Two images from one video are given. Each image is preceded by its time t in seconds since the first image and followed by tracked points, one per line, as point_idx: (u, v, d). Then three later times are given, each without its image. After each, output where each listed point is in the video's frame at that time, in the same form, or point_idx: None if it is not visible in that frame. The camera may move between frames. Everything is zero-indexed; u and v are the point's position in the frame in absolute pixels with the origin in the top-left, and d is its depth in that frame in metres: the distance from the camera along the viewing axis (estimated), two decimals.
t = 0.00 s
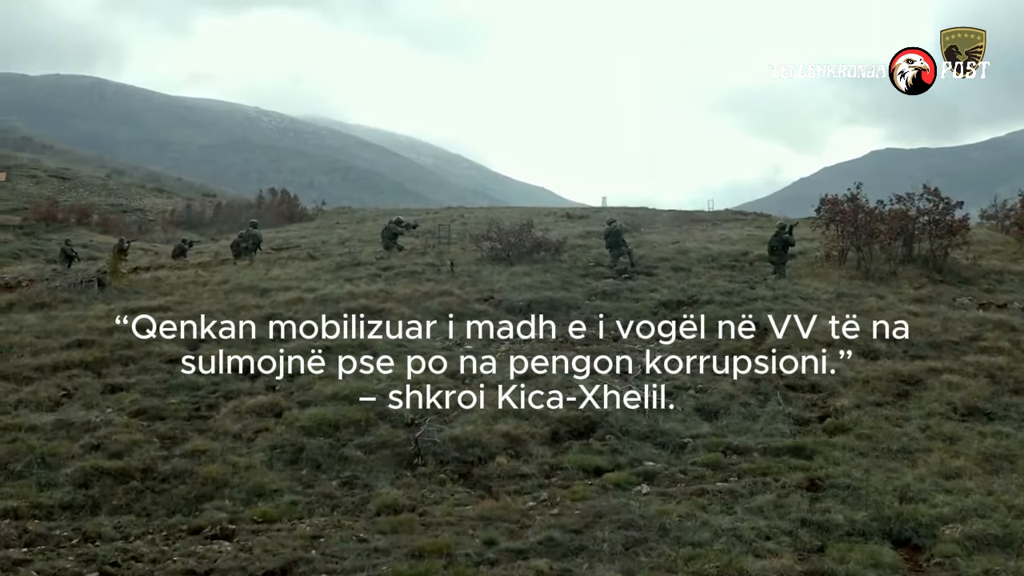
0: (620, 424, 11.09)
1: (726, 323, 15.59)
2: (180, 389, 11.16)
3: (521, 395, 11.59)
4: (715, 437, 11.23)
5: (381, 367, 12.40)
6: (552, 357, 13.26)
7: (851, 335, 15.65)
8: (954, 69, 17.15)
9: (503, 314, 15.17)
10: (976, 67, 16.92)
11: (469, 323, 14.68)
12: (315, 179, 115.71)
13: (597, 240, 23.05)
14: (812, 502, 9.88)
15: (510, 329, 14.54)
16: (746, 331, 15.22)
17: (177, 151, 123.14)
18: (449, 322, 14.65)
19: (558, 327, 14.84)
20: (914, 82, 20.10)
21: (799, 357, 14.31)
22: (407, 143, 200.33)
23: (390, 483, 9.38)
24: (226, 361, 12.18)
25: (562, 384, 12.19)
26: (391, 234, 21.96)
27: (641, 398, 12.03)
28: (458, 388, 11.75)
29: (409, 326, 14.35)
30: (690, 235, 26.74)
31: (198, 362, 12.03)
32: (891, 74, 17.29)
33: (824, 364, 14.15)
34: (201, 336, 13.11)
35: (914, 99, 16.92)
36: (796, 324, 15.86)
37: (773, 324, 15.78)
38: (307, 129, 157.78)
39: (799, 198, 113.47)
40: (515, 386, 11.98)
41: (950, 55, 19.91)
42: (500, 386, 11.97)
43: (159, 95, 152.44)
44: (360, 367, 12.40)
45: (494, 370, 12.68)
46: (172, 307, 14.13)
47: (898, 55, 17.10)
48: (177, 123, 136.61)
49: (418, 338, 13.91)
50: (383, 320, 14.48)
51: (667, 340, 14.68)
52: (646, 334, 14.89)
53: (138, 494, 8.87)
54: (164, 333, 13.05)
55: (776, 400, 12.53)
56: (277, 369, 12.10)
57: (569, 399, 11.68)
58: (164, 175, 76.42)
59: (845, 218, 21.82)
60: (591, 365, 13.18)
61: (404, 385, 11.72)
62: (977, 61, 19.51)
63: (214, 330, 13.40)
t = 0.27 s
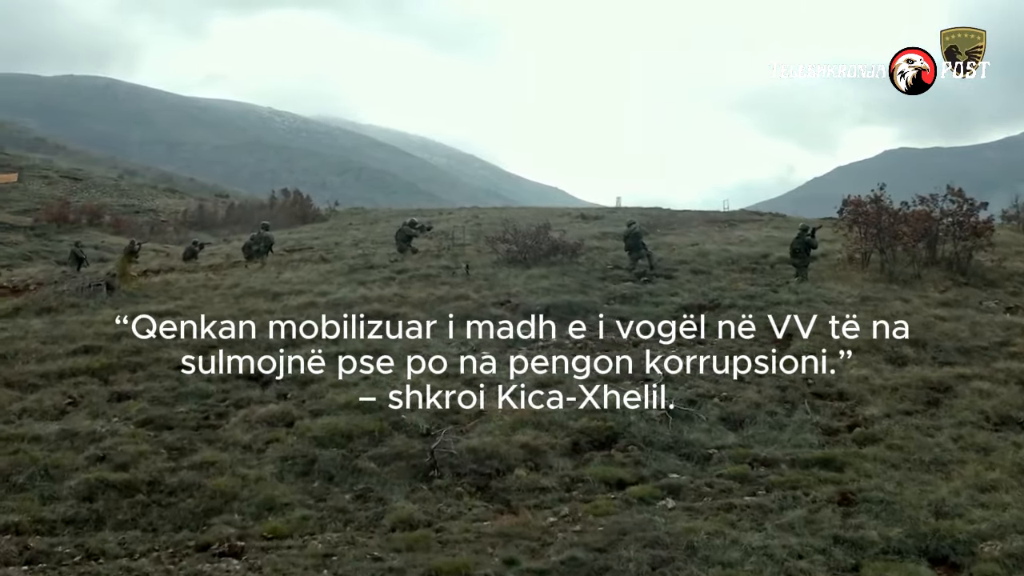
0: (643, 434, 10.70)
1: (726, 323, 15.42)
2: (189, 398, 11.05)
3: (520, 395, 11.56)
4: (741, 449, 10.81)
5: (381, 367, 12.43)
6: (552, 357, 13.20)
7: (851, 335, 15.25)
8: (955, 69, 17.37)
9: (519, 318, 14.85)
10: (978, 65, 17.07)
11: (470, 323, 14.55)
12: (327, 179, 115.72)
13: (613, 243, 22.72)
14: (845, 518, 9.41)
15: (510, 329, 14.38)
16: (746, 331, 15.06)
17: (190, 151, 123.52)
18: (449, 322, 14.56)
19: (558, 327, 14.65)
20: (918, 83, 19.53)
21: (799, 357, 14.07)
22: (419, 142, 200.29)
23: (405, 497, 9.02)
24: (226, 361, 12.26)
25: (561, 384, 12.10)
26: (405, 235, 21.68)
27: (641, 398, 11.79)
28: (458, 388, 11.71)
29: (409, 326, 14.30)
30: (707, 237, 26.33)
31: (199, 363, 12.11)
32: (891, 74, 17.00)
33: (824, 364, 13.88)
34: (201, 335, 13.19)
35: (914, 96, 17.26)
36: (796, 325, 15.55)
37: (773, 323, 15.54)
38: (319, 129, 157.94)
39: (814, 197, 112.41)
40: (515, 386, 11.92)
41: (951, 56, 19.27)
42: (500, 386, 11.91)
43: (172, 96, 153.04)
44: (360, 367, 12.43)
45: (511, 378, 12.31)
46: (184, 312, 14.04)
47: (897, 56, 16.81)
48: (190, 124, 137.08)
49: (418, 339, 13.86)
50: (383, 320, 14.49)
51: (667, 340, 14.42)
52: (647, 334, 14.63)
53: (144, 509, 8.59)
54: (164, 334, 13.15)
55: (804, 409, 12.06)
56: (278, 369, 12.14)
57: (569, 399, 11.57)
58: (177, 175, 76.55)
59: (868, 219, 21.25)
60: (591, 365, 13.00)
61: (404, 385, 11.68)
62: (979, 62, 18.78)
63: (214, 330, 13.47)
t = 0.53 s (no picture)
0: (662, 443, 10.35)
1: (726, 323, 15.24)
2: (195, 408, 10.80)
3: (520, 395, 11.43)
4: (763, 458, 10.44)
5: (380, 367, 12.43)
6: (552, 357, 13.04)
7: (851, 335, 14.86)
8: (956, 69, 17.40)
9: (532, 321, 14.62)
10: (977, 64, 17.25)
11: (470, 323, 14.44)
12: (336, 179, 115.69)
13: (627, 245, 22.42)
14: (873, 532, 8.98)
15: (510, 329, 14.20)
16: (747, 331, 14.86)
17: (200, 151, 123.81)
18: (449, 322, 14.45)
19: (558, 327, 14.47)
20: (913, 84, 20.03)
21: (799, 357, 13.83)
22: (428, 142, 200.27)
23: (416, 509, 8.72)
24: (226, 361, 12.45)
25: (561, 384, 11.93)
26: (416, 237, 21.44)
27: (641, 398, 11.55)
28: (458, 388, 11.57)
29: (409, 326, 14.23)
30: (722, 238, 25.98)
31: (199, 363, 12.34)
32: (891, 73, 17.26)
33: (825, 364, 13.60)
34: (201, 335, 13.44)
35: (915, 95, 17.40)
36: (796, 327, 15.28)
37: (773, 323, 15.28)
38: (329, 130, 158.04)
39: (826, 197, 111.54)
40: (514, 386, 11.77)
41: (949, 55, 19.20)
42: (500, 386, 11.78)
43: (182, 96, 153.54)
44: (360, 367, 12.46)
45: (525, 383, 12.00)
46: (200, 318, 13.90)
47: (898, 56, 17.15)
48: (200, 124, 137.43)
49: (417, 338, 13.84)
50: (383, 320, 14.47)
51: (667, 341, 14.14)
52: (646, 334, 14.37)
53: (148, 521, 8.33)
54: (165, 333, 13.40)
55: (827, 418, 11.66)
56: (277, 369, 12.29)
57: (569, 399, 11.41)
58: (187, 176, 76.66)
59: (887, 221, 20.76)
60: (591, 365, 12.82)
61: (404, 386, 11.62)
62: (978, 61, 18.70)
63: (214, 330, 13.68)
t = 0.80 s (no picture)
0: (683, 452, 9.97)
1: (726, 323, 15.01)
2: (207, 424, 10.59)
3: (520, 395, 11.39)
4: (788, 469, 10.03)
5: (381, 367, 12.73)
6: (552, 357, 13.06)
7: (851, 334, 14.55)
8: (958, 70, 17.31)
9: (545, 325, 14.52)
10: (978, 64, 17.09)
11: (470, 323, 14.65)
12: (345, 179, 115.62)
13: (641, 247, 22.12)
14: (905, 548, 8.48)
15: (510, 329, 14.34)
16: (747, 331, 14.62)
17: (209, 151, 123.98)
18: (449, 321, 14.73)
19: (558, 328, 14.47)
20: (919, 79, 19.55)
21: (798, 357, 13.57)
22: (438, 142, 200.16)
23: (428, 523, 8.38)
24: (226, 362, 12.67)
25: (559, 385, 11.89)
26: (426, 239, 21.13)
27: (641, 398, 11.41)
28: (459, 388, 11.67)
29: (409, 326, 14.58)
30: (737, 239, 25.59)
31: (198, 363, 12.54)
32: (891, 75, 16.76)
33: (824, 364, 13.32)
34: (201, 335, 13.79)
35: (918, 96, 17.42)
36: (796, 326, 15.01)
37: (773, 323, 15.05)
38: (338, 129, 158.10)
39: (837, 196, 110.75)
40: (515, 386, 11.77)
41: (951, 55, 18.96)
42: (500, 386, 11.77)
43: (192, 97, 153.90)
44: (360, 366, 12.76)
45: (539, 390, 11.65)
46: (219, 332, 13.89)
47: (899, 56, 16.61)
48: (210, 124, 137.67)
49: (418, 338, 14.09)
50: (383, 320, 14.79)
51: (667, 340, 14.04)
52: (647, 334, 14.29)
53: (151, 535, 8.02)
54: (165, 333, 13.75)
55: (852, 426, 11.25)
56: (277, 368, 12.59)
57: (569, 399, 11.33)
58: (196, 175, 76.70)
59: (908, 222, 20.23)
60: (591, 365, 12.82)
61: (404, 386, 11.87)
62: (978, 62, 18.55)
63: (214, 330, 14.04)
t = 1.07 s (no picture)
0: (702, 462, 9.61)
1: (726, 323, 14.82)
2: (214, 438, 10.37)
3: (520, 395, 11.35)
4: (810, 479, 9.66)
5: (380, 367, 12.92)
6: (552, 357, 13.08)
7: (852, 334, 14.31)
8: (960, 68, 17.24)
9: (558, 330, 14.36)
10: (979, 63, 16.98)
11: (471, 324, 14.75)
12: (352, 179, 115.46)
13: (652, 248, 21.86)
14: (935, 563, 8.03)
15: (510, 329, 14.44)
16: (746, 331, 14.47)
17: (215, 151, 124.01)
18: (448, 322, 14.91)
19: (559, 328, 14.46)
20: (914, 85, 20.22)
21: (799, 357, 13.33)
22: (444, 142, 199.99)
23: (438, 536, 8.04)
24: (226, 362, 13.19)
25: (559, 385, 11.86)
26: (435, 240, 20.86)
27: (641, 398, 11.28)
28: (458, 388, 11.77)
29: (409, 326, 14.75)
30: (749, 240, 25.24)
31: (198, 362, 13.05)
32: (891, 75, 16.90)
33: (824, 364, 13.07)
34: (201, 335, 14.44)
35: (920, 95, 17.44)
36: (795, 326, 14.76)
37: (773, 322, 14.84)
38: (344, 129, 158.08)
39: (844, 195, 110.08)
40: (515, 386, 11.79)
41: (951, 56, 19.44)
42: (500, 386, 11.82)
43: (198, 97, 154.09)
44: (360, 366, 12.95)
45: (552, 396, 11.33)
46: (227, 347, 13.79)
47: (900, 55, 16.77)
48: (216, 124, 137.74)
49: (418, 338, 14.23)
50: (383, 320, 15.00)
51: (666, 340, 13.99)
52: (646, 334, 14.29)
53: (150, 548, 7.72)
54: (165, 333, 14.45)
55: (875, 434, 10.86)
56: (277, 369, 12.98)
57: (569, 399, 11.23)
58: (203, 175, 76.66)
59: (924, 222, 19.74)
60: (591, 365, 12.81)
61: (404, 386, 12.06)
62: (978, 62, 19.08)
63: (214, 330, 14.67)
